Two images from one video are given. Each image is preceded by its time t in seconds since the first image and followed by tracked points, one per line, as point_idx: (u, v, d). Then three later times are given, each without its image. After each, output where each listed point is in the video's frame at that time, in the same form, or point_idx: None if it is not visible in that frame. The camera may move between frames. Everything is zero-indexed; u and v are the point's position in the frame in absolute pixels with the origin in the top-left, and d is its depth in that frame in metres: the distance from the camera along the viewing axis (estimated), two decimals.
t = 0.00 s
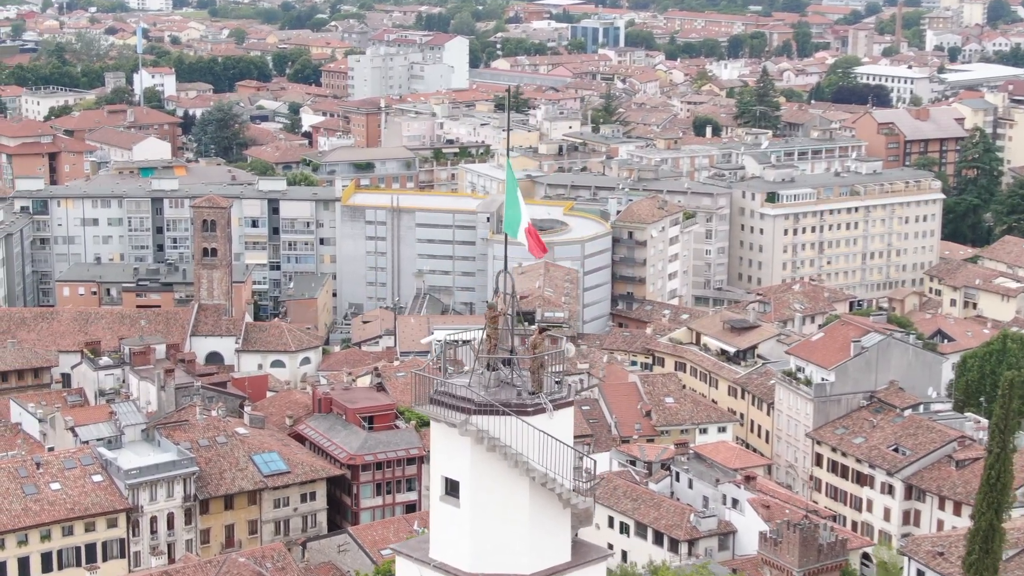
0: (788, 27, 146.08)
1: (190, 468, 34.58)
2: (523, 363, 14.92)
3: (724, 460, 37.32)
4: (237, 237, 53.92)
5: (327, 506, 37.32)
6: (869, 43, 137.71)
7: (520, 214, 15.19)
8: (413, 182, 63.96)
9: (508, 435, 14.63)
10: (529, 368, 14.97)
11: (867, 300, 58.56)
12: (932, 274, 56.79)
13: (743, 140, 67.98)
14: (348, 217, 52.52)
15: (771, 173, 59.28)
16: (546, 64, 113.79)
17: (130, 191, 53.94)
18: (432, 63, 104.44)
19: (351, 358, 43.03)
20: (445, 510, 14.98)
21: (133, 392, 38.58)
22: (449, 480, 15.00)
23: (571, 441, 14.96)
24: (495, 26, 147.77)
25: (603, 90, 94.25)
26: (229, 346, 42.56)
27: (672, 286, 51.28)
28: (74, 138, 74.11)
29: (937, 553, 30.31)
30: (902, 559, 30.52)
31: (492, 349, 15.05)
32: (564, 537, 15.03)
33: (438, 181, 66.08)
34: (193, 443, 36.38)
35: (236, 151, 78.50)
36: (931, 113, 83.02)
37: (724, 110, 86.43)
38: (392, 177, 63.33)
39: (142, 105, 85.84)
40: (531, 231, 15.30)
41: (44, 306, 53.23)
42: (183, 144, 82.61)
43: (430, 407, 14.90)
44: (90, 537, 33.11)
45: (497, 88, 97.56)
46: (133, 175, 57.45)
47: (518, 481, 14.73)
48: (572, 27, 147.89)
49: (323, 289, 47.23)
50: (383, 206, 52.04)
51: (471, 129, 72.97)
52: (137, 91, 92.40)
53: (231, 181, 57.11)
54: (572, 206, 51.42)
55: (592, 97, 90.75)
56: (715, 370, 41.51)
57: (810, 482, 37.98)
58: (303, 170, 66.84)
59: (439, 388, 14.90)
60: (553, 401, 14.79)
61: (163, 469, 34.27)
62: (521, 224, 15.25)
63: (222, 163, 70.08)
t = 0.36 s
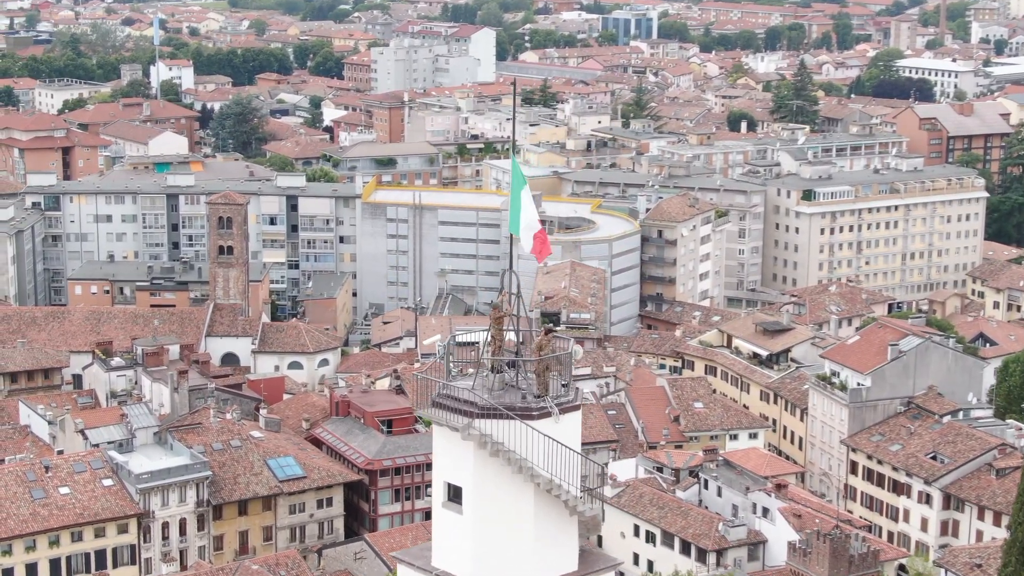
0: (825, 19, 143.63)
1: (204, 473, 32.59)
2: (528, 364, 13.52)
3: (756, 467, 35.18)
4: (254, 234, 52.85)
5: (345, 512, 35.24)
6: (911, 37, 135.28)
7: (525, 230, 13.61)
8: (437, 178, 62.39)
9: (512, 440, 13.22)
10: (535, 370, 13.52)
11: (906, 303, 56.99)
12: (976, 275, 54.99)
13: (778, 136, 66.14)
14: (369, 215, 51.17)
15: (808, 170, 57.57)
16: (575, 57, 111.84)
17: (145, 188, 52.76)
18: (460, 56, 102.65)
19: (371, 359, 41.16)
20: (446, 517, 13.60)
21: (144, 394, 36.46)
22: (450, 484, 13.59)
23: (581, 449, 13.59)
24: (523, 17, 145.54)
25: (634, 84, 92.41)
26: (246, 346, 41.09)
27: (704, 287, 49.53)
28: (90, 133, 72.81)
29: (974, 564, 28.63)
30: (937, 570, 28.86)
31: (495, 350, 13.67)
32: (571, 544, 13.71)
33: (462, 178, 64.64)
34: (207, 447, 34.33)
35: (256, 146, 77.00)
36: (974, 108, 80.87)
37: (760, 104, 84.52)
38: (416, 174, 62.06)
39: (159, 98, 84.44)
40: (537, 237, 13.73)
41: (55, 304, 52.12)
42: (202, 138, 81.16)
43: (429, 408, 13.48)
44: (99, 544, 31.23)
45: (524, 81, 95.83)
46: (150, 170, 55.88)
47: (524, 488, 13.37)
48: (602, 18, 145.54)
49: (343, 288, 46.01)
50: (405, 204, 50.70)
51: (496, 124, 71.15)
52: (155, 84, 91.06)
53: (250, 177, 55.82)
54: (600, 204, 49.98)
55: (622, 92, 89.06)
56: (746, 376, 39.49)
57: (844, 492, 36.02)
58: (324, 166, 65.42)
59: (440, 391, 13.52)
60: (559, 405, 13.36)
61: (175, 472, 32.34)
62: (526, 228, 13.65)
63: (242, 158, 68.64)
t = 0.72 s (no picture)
0: (853, 19, 143.11)
1: (225, 471, 32.87)
2: (531, 364, 13.52)
3: (777, 468, 35.05)
4: (279, 233, 52.98)
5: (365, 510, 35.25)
6: (939, 37, 134.67)
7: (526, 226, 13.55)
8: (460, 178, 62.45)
9: (515, 440, 13.19)
10: (538, 371, 13.52)
11: (931, 304, 56.68)
12: (1002, 276, 54.67)
13: (803, 136, 65.95)
14: (392, 215, 51.23)
15: (833, 171, 57.34)
16: (601, 57, 111.76)
17: (170, 187, 52.96)
18: (484, 56, 102.79)
19: (392, 359, 41.22)
20: (449, 518, 13.55)
21: (168, 394, 36.52)
22: (453, 484, 13.54)
23: (586, 449, 13.60)
24: (550, 17, 145.54)
25: (659, 84, 92.26)
26: (269, 345, 41.13)
27: (727, 288, 49.43)
28: (115, 132, 73.16)
29: (995, 566, 28.48)
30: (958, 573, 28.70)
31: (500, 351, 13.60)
32: (572, 544, 13.68)
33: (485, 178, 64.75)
34: (229, 445, 34.37)
35: (281, 146, 77.24)
36: (1001, 109, 80.44)
37: (786, 105, 84.26)
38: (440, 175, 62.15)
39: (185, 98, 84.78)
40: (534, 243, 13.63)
41: (80, 303, 52.42)
42: (227, 138, 81.45)
43: (432, 409, 13.43)
44: (121, 542, 31.31)
45: (549, 82, 95.85)
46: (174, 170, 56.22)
47: (527, 489, 13.31)
48: (628, 19, 145.12)
49: (366, 287, 46.20)
50: (428, 204, 50.73)
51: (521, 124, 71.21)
52: (182, 84, 91.43)
53: (274, 177, 56.07)
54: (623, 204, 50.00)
55: (647, 92, 88.94)
56: (769, 376, 39.29)
57: (866, 493, 35.82)
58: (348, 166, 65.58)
59: (443, 391, 13.47)
60: (563, 405, 13.33)
61: (196, 471, 32.54)
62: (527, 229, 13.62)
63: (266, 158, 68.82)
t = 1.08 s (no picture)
0: (880, 20, 142.56)
1: (244, 470, 32.70)
2: (533, 364, 13.49)
3: (797, 469, 34.86)
4: (301, 233, 53.12)
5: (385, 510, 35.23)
6: (965, 37, 134.05)
7: (532, 214, 13.37)
8: (483, 178, 62.46)
9: (516, 440, 13.17)
10: (540, 371, 13.49)
11: (954, 305, 56.40)
12: None
13: (826, 137, 65.68)
14: (414, 215, 51.30)
15: (856, 172, 57.09)
16: (625, 57, 111.63)
17: (193, 185, 53.15)
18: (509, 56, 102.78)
19: (412, 358, 41.25)
20: (451, 517, 13.54)
21: (189, 392, 36.61)
22: (455, 483, 13.52)
23: (588, 450, 13.59)
24: (574, 18, 145.51)
25: (683, 84, 92.17)
26: (289, 344, 41.11)
27: (749, 288, 49.26)
28: (141, 131, 73.45)
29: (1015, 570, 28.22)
30: None
31: (501, 351, 13.59)
32: (573, 544, 13.65)
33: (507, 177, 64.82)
34: (249, 444, 34.39)
35: (305, 145, 77.43)
36: None
37: (811, 106, 83.94)
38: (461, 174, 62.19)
39: (210, 98, 85.11)
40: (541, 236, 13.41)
41: (104, 302, 52.70)
42: (251, 138, 81.70)
43: (434, 407, 13.41)
44: (141, 540, 31.46)
45: (574, 81, 95.75)
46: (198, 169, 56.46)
47: (526, 489, 13.29)
48: (653, 19, 144.88)
49: (387, 287, 46.33)
50: (450, 204, 50.73)
51: (544, 124, 71.20)
52: (207, 84, 91.75)
53: (296, 176, 56.20)
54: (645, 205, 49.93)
55: (671, 92, 88.80)
56: (790, 377, 39.11)
57: (887, 495, 35.60)
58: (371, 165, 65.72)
59: (443, 391, 13.45)
60: (563, 405, 13.30)
61: (216, 469, 32.52)
62: (531, 223, 13.43)
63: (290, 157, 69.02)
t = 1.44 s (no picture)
0: (905, 20, 141.92)
1: (263, 468, 32.89)
2: (534, 364, 13.47)
3: (816, 471, 34.70)
4: (322, 233, 53.44)
5: (403, 510, 35.23)
6: (990, 38, 133.38)
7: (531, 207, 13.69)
8: (504, 178, 62.48)
9: (516, 440, 13.16)
10: (541, 371, 13.49)
11: (977, 307, 56.15)
12: None
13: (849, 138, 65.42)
14: (435, 215, 51.35)
15: (879, 173, 56.89)
16: (649, 57, 111.46)
17: (216, 185, 53.35)
18: (532, 56, 102.79)
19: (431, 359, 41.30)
20: (452, 517, 13.53)
21: (209, 391, 36.74)
22: (456, 483, 13.50)
23: (590, 451, 13.58)
24: (598, 18, 145.28)
25: (707, 85, 92.03)
26: (309, 344, 41.17)
27: (770, 289, 49.14)
28: (164, 131, 73.72)
29: None
30: None
31: (502, 351, 13.58)
32: (573, 544, 13.66)
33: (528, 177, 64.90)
34: (267, 443, 34.46)
35: (328, 145, 77.59)
36: None
37: (835, 106, 83.67)
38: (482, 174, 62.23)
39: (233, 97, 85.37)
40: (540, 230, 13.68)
41: (125, 300, 52.96)
42: (274, 137, 81.90)
43: (435, 408, 13.40)
44: (159, 539, 31.55)
45: (597, 82, 95.68)
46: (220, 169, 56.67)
47: (527, 489, 13.29)
48: (677, 19, 144.55)
49: (407, 287, 46.41)
50: (471, 204, 50.78)
51: (565, 124, 71.19)
52: (231, 84, 92.02)
53: (318, 176, 56.31)
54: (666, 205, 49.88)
55: (694, 93, 88.63)
56: (810, 379, 38.94)
57: (907, 497, 35.41)
58: (392, 165, 65.83)
59: (445, 390, 13.43)
60: (564, 405, 13.29)
61: (235, 468, 32.59)
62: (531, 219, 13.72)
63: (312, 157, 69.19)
